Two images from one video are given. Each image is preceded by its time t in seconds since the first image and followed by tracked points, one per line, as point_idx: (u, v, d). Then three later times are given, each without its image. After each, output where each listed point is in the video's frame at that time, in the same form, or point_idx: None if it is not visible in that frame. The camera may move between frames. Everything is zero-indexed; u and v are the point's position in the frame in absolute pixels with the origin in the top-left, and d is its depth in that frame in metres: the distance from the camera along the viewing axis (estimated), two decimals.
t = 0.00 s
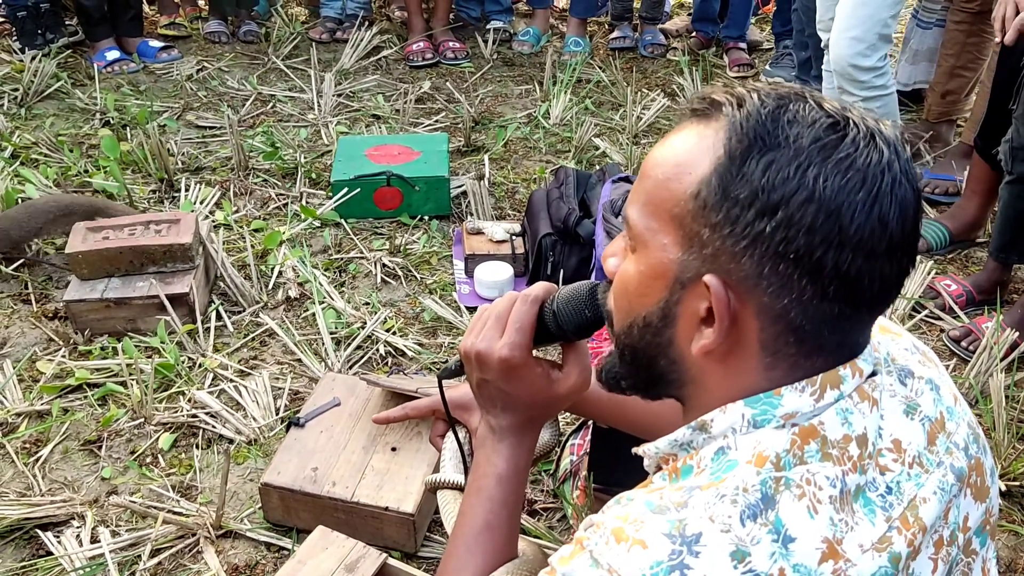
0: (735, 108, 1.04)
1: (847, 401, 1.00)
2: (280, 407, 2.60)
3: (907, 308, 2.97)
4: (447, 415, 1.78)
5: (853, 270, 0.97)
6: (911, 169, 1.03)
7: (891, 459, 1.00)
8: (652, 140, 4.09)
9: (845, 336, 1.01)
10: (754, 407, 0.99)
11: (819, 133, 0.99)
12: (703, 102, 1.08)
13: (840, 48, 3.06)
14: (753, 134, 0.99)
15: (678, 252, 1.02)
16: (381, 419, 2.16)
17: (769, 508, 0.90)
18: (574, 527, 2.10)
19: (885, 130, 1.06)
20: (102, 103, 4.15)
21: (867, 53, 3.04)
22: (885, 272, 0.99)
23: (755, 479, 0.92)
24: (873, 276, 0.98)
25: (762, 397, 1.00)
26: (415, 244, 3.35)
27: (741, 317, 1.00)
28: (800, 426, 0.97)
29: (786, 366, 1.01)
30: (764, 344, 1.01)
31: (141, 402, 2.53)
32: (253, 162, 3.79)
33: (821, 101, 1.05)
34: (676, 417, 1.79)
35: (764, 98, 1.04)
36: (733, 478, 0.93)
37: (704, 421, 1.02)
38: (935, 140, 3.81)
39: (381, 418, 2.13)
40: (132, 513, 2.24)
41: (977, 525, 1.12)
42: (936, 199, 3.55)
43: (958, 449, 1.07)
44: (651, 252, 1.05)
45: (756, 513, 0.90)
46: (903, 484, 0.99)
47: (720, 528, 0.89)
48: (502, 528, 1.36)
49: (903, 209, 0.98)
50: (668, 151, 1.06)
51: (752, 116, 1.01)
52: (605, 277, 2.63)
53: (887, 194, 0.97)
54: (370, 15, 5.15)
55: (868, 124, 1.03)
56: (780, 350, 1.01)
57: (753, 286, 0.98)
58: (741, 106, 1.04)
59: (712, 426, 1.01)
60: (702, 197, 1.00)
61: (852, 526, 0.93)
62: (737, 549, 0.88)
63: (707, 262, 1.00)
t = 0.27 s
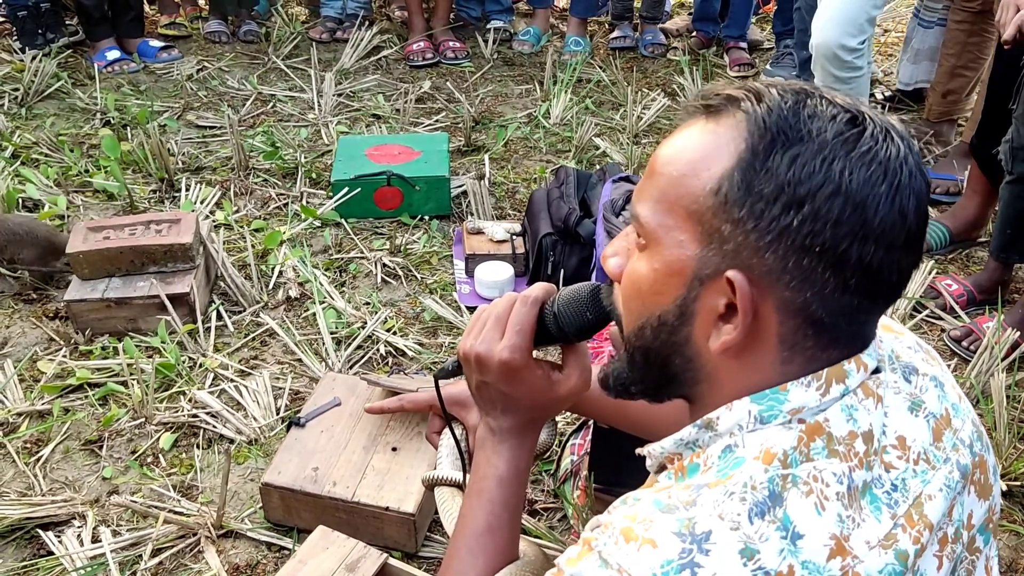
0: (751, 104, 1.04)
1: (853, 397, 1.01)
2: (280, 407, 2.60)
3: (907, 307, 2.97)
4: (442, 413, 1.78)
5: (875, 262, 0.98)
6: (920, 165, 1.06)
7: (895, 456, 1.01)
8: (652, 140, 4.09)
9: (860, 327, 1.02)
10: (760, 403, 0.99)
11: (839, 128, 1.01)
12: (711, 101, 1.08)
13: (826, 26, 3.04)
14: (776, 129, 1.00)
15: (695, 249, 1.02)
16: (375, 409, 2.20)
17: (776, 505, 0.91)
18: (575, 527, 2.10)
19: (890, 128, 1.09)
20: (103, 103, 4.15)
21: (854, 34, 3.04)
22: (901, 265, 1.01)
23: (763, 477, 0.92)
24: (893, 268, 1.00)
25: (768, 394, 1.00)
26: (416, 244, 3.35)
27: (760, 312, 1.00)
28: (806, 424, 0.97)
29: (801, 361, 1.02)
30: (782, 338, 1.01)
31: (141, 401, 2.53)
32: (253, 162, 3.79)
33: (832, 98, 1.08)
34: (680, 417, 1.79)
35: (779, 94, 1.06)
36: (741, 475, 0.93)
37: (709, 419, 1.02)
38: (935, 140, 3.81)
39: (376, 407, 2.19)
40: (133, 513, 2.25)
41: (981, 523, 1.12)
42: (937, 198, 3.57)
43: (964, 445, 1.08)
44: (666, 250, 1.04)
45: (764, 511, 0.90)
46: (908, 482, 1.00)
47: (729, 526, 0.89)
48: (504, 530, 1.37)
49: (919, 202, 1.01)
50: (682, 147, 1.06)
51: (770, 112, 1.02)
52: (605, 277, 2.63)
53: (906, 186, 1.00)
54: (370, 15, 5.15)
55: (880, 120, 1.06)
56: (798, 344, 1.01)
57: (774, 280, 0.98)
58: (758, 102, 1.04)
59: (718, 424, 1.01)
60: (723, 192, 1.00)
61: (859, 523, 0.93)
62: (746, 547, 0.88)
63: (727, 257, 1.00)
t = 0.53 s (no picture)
0: (759, 100, 1.04)
1: (854, 393, 1.01)
2: (280, 407, 2.59)
3: (908, 306, 2.96)
4: (439, 410, 1.78)
5: (883, 258, 0.99)
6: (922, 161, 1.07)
7: (897, 452, 1.00)
8: (653, 139, 4.09)
9: (863, 322, 1.02)
10: (763, 399, 0.99)
11: (847, 125, 1.01)
12: (714, 96, 1.08)
13: (814, 20, 3.00)
14: (786, 125, 1.00)
15: (702, 245, 1.01)
16: (374, 405, 2.21)
17: (780, 502, 0.90)
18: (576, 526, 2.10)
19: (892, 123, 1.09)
20: (102, 101, 4.15)
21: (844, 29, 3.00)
22: (906, 261, 1.02)
23: (766, 473, 0.92)
24: (900, 263, 1.01)
25: (770, 389, 0.99)
26: (416, 243, 3.34)
27: (769, 309, 1.00)
28: (809, 420, 0.97)
29: (807, 356, 1.02)
30: (788, 333, 1.01)
31: (141, 400, 2.52)
32: (253, 160, 3.78)
33: (835, 94, 1.08)
34: (682, 413, 1.79)
35: (785, 91, 1.05)
36: (745, 472, 0.92)
37: (712, 415, 1.01)
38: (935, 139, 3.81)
39: (375, 402, 2.20)
40: (133, 512, 2.24)
41: (983, 520, 1.12)
42: (938, 198, 3.58)
43: (967, 441, 1.07)
44: (672, 246, 1.03)
45: (768, 507, 0.89)
46: (910, 478, 0.99)
47: (734, 522, 0.88)
48: (504, 531, 1.36)
49: (925, 197, 1.02)
50: (687, 144, 1.05)
51: (779, 108, 1.02)
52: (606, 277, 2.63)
53: (913, 182, 1.00)
54: (371, 14, 5.15)
55: (883, 117, 1.06)
56: (804, 339, 1.01)
57: (782, 276, 0.98)
58: (765, 98, 1.04)
59: (721, 421, 1.00)
60: (732, 189, 1.00)
61: (862, 519, 0.92)
62: (750, 543, 0.88)
63: (735, 254, 1.00)
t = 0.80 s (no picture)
0: (760, 97, 1.04)
1: (855, 389, 1.01)
2: (281, 404, 2.59)
3: (908, 304, 2.96)
4: (439, 408, 1.77)
5: (883, 254, 0.99)
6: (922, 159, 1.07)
7: (898, 449, 1.00)
8: (653, 137, 4.09)
9: (864, 319, 1.02)
10: (763, 395, 0.99)
11: (847, 121, 1.01)
12: (715, 93, 1.08)
13: (824, 29, 2.80)
14: (786, 121, 1.00)
15: (702, 241, 1.01)
16: (377, 407, 2.21)
17: (781, 498, 0.90)
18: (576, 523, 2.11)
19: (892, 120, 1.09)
20: (102, 99, 4.15)
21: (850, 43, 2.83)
22: (906, 257, 1.02)
23: (768, 470, 0.92)
24: (900, 259, 1.01)
25: (771, 386, 1.00)
26: (416, 241, 3.34)
27: (770, 305, 0.99)
28: (809, 416, 0.97)
29: (808, 352, 1.02)
30: (788, 330, 1.00)
31: (141, 398, 2.52)
32: (253, 158, 3.78)
33: (836, 91, 1.08)
34: (684, 410, 1.78)
35: (785, 88, 1.05)
36: (746, 469, 0.92)
37: (713, 412, 1.01)
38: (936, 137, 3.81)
39: (377, 404, 2.18)
40: (133, 509, 2.24)
41: (983, 516, 1.12)
42: (938, 196, 3.58)
43: (967, 438, 1.08)
44: (672, 242, 1.03)
45: (769, 504, 0.89)
46: (910, 474, 0.99)
47: (736, 519, 0.88)
48: (503, 527, 1.36)
49: (925, 194, 1.02)
50: (687, 141, 1.05)
51: (779, 105, 1.02)
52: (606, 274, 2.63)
53: (913, 178, 1.00)
54: (371, 12, 5.14)
55: (883, 113, 1.06)
56: (804, 336, 1.01)
57: (783, 272, 0.98)
58: (766, 94, 1.04)
59: (722, 417, 1.01)
60: (732, 185, 1.00)
61: (863, 515, 0.92)
62: (752, 540, 0.87)
63: (735, 250, 0.99)
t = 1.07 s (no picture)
0: (757, 96, 1.04)
1: (855, 389, 1.01)
2: (281, 403, 2.59)
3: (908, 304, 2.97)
4: (441, 407, 1.78)
5: (880, 254, 0.99)
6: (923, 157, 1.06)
7: (898, 449, 1.01)
8: (653, 136, 4.09)
9: (862, 320, 1.02)
10: (763, 395, 1.00)
11: (842, 121, 1.01)
12: (714, 92, 1.09)
13: (835, 31, 2.39)
14: (782, 120, 1.00)
15: (699, 240, 1.02)
16: (378, 405, 2.21)
17: (780, 498, 0.90)
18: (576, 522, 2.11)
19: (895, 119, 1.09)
20: (103, 97, 4.15)
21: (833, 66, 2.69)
22: (905, 258, 1.02)
23: (767, 469, 0.92)
24: (896, 259, 1.00)
25: (770, 385, 1.00)
26: (417, 240, 3.34)
27: (765, 306, 1.00)
28: (809, 416, 0.97)
29: (806, 352, 1.02)
30: (784, 330, 1.01)
31: (142, 396, 2.53)
32: (254, 157, 3.79)
33: (834, 91, 1.08)
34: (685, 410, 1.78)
35: (782, 87, 1.06)
36: (745, 469, 0.93)
37: (712, 411, 1.02)
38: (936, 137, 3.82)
39: (378, 403, 2.20)
40: (134, 508, 2.25)
41: (982, 516, 1.12)
42: (939, 195, 3.60)
43: (967, 438, 1.08)
44: (670, 241, 1.04)
45: (768, 503, 0.90)
46: (910, 474, 1.00)
47: (735, 518, 0.89)
48: (504, 525, 1.37)
49: (923, 193, 1.01)
50: (683, 142, 1.06)
51: (776, 103, 1.03)
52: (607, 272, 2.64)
53: (909, 178, 1.00)
54: (372, 11, 5.14)
55: (881, 112, 1.06)
56: (800, 337, 1.01)
57: (777, 272, 0.98)
58: (762, 94, 1.05)
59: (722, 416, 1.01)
60: (728, 185, 1.00)
61: (862, 515, 0.93)
62: (751, 539, 0.88)
63: (730, 250, 1.00)
